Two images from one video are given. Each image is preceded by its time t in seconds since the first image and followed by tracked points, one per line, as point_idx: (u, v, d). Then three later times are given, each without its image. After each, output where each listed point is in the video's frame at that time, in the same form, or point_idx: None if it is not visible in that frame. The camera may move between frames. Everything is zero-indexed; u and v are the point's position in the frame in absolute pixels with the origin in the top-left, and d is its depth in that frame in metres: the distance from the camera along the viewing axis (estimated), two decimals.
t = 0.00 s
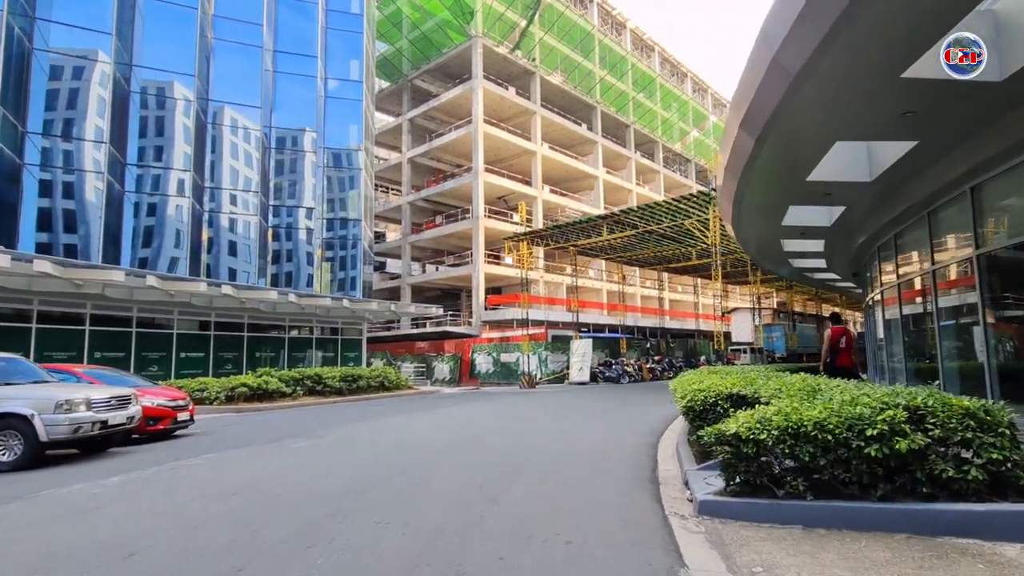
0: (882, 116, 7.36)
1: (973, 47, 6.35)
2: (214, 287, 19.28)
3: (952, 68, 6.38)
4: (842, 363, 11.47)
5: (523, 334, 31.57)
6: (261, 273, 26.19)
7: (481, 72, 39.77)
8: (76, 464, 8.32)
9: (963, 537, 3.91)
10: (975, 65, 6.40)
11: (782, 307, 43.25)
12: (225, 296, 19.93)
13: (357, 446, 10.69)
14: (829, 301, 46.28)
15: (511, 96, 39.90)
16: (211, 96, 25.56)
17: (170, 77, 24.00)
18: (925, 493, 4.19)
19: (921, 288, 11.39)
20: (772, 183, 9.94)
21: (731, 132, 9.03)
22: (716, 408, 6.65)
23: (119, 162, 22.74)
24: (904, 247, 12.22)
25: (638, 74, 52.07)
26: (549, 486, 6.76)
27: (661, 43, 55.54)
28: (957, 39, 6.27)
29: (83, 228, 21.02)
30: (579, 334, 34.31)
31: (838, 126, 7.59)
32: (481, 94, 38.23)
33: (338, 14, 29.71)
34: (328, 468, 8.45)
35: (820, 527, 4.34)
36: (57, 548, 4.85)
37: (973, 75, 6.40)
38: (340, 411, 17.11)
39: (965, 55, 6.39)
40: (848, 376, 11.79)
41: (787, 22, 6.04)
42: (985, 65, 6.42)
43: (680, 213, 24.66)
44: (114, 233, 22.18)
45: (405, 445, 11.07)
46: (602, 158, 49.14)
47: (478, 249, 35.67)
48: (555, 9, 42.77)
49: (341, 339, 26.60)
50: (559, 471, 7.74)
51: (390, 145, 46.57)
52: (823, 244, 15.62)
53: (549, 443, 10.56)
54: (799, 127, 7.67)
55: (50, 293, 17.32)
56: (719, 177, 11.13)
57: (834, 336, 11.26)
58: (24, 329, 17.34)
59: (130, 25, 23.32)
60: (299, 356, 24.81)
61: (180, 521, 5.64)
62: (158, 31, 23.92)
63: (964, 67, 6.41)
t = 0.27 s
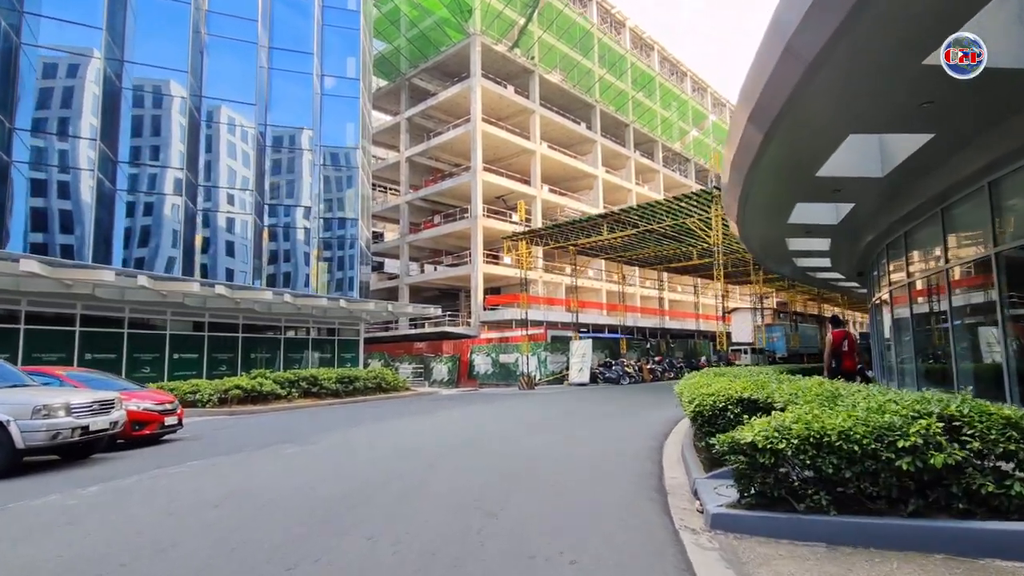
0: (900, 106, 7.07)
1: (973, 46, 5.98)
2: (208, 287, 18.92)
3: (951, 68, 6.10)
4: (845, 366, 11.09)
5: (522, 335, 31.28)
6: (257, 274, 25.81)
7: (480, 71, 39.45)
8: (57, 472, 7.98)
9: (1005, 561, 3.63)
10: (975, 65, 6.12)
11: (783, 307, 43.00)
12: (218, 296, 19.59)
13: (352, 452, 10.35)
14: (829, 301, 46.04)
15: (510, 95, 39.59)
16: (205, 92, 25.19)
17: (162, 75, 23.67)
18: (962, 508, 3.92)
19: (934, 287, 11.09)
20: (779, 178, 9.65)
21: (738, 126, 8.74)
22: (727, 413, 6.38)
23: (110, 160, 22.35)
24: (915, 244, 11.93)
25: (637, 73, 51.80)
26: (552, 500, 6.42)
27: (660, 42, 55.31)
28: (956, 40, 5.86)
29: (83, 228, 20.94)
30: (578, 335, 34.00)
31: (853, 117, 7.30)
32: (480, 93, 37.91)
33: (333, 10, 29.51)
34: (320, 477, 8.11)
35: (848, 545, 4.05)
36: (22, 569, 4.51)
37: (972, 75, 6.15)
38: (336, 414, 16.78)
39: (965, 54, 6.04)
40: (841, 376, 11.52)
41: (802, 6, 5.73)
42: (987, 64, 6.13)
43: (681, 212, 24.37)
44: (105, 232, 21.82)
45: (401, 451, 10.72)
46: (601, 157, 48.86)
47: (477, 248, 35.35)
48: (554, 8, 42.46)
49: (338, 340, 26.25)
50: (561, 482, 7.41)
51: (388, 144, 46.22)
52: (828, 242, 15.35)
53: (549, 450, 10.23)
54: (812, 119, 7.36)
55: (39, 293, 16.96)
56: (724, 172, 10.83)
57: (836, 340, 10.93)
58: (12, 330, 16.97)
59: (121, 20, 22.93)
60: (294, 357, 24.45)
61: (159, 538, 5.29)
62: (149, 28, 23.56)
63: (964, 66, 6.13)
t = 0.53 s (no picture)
0: (914, 95, 6.82)
1: (975, 46, 5.87)
2: (200, 287, 18.59)
3: (949, 68, 6.17)
4: (845, 365, 10.74)
5: (521, 335, 31.01)
6: (252, 274, 25.49)
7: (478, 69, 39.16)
8: (34, 477, 7.66)
9: None
10: (976, 65, 6.14)
11: (783, 308, 42.75)
12: (211, 296, 19.25)
13: (344, 456, 10.03)
14: (829, 302, 45.78)
15: (509, 94, 39.30)
16: (198, 88, 24.82)
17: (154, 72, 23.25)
18: (997, 523, 3.66)
19: (943, 286, 10.79)
20: (785, 175, 9.38)
21: (743, 119, 8.47)
22: (735, 415, 6.12)
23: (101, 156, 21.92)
24: (923, 241, 11.63)
25: (636, 72, 51.55)
26: (551, 508, 6.12)
27: (660, 42, 55.08)
28: (958, 41, 5.75)
29: (70, 233, 20.44)
30: (578, 335, 33.69)
31: (866, 106, 7.04)
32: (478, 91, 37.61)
33: (329, 7, 29.25)
34: (310, 484, 7.80)
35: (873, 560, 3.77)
36: None
37: (973, 75, 6.17)
38: (330, 416, 16.47)
39: (967, 54, 5.98)
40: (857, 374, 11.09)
41: None
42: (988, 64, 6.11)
43: (682, 211, 24.08)
44: (95, 230, 21.41)
45: (395, 455, 10.41)
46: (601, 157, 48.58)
47: (476, 248, 35.03)
48: (553, 6, 42.18)
49: (334, 340, 25.91)
50: (561, 489, 7.11)
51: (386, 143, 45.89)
52: (833, 241, 15.08)
53: (548, 454, 9.92)
54: (823, 108, 7.09)
55: (27, 292, 16.61)
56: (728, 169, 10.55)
57: (835, 337, 10.54)
58: None
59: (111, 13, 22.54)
60: (290, 358, 24.10)
61: (130, 551, 4.98)
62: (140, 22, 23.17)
63: (965, 66, 6.17)
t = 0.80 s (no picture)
0: (930, 85, 6.50)
1: (974, 47, 5.75)
2: (192, 287, 18.22)
3: (948, 69, 6.07)
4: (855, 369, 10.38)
5: (520, 335, 30.70)
6: (247, 275, 25.11)
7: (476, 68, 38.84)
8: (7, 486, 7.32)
9: None
10: (976, 65, 6.02)
11: (783, 309, 42.49)
12: (204, 296, 18.90)
13: (335, 462, 9.69)
14: (830, 302, 45.50)
15: (507, 93, 38.99)
16: (192, 84, 24.46)
17: (147, 70, 22.93)
18: None
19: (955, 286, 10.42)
20: (794, 171, 9.08)
21: (750, 112, 8.17)
22: (746, 422, 5.81)
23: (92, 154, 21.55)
24: (933, 240, 11.29)
25: (635, 71, 51.26)
26: (549, 524, 5.78)
27: (659, 41, 54.83)
28: (957, 41, 5.63)
29: (61, 237, 20.04)
30: (577, 336, 33.39)
31: (882, 97, 6.72)
32: (476, 90, 37.29)
33: (325, 4, 28.95)
34: (297, 494, 7.45)
35: None
36: None
37: (973, 75, 6.05)
38: (325, 419, 16.14)
39: (966, 54, 5.87)
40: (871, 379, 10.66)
41: None
42: (988, 64, 6.00)
43: (682, 211, 23.78)
44: (86, 229, 21.01)
45: (388, 460, 10.06)
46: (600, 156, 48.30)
47: (474, 248, 34.70)
48: (551, 5, 41.89)
49: (330, 341, 25.56)
50: (560, 500, 6.76)
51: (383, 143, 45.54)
52: (838, 240, 14.77)
53: (546, 460, 9.57)
54: (836, 99, 6.77)
55: (15, 293, 16.26)
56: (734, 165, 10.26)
57: (842, 340, 10.28)
58: None
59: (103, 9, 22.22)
60: (285, 359, 23.74)
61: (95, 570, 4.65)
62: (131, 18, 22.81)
63: (964, 66, 6.07)
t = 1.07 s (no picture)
0: (946, 76, 6.25)
1: (975, 46, 5.77)
2: (185, 285, 17.85)
3: (948, 68, 6.07)
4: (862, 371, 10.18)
5: (517, 336, 30.40)
6: (242, 274, 24.78)
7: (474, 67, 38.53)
8: None
9: None
10: (976, 65, 6.01)
11: (782, 310, 42.28)
12: (197, 296, 18.54)
13: (326, 466, 9.34)
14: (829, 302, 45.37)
15: (505, 92, 38.68)
16: (185, 81, 24.06)
17: (140, 66, 22.52)
18: None
19: (968, 284, 10.12)
20: (801, 167, 8.87)
21: (758, 106, 7.95)
22: (758, 426, 5.61)
23: (83, 151, 21.17)
24: (943, 238, 11.06)
25: (633, 71, 51.07)
26: (550, 538, 5.47)
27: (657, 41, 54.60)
28: (957, 41, 5.64)
29: (51, 236, 19.81)
30: (575, 337, 33.14)
31: (896, 88, 6.51)
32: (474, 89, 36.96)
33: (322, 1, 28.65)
34: (286, 503, 7.14)
35: None
36: None
37: (973, 75, 6.04)
38: (318, 421, 15.80)
39: (966, 54, 5.88)
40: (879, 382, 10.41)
41: None
42: (988, 65, 6.01)
43: (682, 211, 23.53)
44: (75, 228, 20.59)
45: (382, 466, 9.72)
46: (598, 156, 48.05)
47: (471, 248, 34.36)
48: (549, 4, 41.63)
49: (325, 342, 25.21)
50: (560, 512, 6.45)
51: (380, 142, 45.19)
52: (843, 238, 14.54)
53: (545, 467, 9.27)
54: (849, 90, 6.55)
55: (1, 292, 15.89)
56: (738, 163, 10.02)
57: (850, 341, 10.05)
58: None
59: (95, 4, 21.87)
60: (279, 360, 23.40)
61: None
62: (123, 12, 22.45)
63: (964, 66, 6.06)
